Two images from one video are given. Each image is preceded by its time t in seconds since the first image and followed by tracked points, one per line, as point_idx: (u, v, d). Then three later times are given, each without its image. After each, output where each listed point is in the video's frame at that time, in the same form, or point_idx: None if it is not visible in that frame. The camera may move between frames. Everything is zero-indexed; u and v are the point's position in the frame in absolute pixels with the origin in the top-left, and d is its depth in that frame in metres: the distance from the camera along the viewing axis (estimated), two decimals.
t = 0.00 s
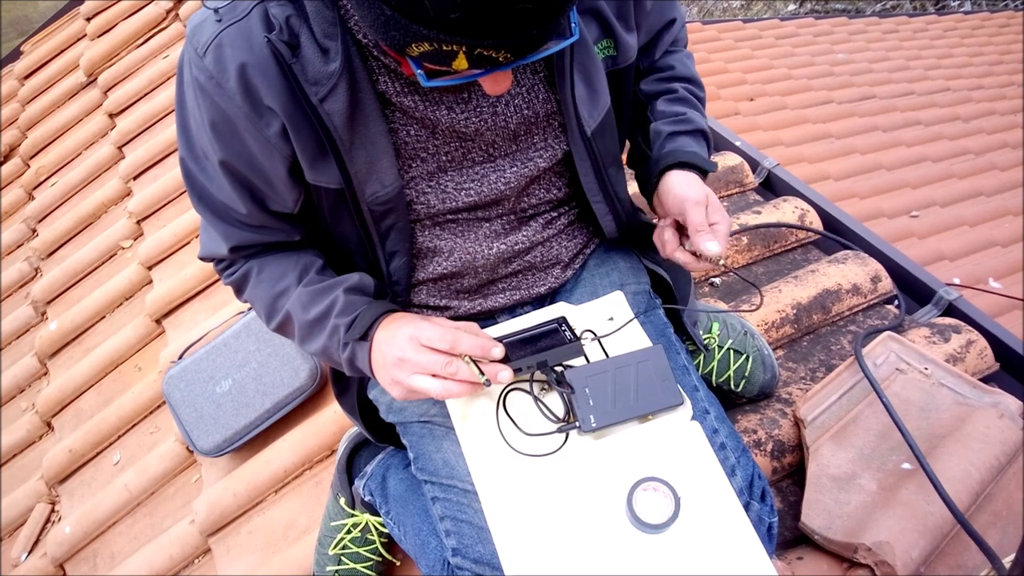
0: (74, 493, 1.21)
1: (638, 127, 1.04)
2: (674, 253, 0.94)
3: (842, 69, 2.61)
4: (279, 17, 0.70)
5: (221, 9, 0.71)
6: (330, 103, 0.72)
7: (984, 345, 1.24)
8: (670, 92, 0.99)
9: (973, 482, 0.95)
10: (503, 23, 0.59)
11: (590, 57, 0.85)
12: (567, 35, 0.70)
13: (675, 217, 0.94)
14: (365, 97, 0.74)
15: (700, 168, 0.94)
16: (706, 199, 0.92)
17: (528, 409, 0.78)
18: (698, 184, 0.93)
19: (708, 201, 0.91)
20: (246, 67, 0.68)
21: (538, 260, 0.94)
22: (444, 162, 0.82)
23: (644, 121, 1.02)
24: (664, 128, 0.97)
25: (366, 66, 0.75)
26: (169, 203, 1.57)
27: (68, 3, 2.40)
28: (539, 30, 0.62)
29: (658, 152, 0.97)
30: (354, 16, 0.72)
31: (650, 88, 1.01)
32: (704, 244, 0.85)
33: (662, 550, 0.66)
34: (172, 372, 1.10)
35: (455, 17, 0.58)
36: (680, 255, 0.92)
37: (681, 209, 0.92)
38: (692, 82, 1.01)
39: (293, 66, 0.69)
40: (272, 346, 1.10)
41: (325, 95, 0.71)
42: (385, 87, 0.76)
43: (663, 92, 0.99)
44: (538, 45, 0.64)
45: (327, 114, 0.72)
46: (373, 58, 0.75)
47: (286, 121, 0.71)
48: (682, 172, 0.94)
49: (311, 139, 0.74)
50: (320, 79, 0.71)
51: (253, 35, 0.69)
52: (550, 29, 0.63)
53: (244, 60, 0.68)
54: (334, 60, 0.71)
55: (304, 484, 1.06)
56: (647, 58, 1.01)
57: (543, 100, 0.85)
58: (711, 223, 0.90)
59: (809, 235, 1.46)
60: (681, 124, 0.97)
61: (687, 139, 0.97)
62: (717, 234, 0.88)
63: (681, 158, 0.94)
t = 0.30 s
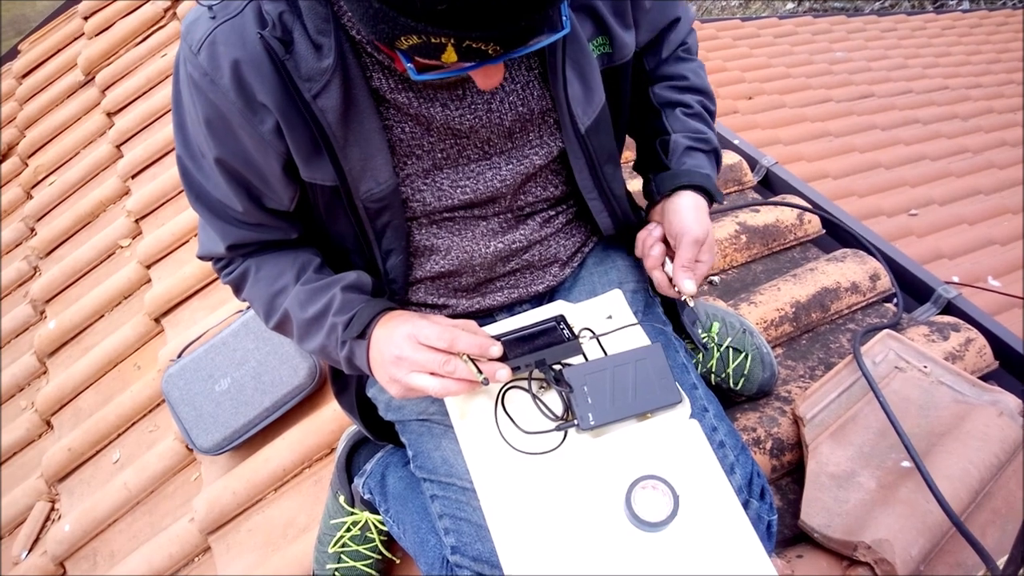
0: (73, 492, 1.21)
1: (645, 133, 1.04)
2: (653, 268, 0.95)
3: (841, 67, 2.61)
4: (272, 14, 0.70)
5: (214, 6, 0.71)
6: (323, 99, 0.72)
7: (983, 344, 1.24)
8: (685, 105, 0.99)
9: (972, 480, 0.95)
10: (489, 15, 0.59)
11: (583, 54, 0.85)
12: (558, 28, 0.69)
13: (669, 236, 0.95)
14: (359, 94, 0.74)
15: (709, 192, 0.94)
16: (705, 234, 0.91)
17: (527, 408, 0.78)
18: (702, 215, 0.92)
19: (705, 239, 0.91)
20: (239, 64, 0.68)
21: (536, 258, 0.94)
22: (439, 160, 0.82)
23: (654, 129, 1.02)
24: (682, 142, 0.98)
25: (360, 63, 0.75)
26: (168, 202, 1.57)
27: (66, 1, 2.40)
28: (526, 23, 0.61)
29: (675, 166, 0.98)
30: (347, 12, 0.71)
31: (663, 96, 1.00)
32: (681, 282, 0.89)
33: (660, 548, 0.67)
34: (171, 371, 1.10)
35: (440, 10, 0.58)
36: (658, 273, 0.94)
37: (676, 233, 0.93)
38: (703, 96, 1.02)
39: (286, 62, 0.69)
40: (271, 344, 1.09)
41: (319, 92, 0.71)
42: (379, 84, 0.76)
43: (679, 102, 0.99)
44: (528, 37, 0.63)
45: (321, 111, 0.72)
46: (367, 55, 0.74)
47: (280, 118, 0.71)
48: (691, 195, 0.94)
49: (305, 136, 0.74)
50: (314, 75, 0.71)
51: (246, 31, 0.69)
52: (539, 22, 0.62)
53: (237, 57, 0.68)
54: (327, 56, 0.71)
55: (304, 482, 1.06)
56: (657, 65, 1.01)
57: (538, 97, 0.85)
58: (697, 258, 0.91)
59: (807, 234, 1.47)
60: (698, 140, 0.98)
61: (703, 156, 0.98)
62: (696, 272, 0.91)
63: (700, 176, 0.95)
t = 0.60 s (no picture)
0: (74, 491, 1.21)
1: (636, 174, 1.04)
2: (676, 296, 0.90)
3: (843, 68, 2.61)
4: (277, 12, 0.70)
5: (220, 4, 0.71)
6: (329, 97, 0.72)
7: (985, 345, 1.23)
8: (664, 143, 0.99)
9: (974, 481, 0.95)
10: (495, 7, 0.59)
11: (586, 53, 0.85)
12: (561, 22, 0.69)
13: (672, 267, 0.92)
14: (364, 92, 0.74)
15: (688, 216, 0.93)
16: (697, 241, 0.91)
17: (528, 408, 0.78)
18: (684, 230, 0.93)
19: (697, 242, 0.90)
20: (245, 61, 0.68)
21: (539, 257, 0.94)
22: (443, 158, 0.82)
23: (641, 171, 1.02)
24: (653, 181, 0.97)
25: (364, 61, 0.75)
26: (170, 201, 1.57)
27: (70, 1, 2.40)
28: (532, 14, 0.61)
29: (646, 205, 0.97)
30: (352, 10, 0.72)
31: (645, 135, 1.01)
32: (698, 281, 0.84)
33: (662, 548, 0.66)
34: (172, 370, 1.10)
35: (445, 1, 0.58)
36: (686, 298, 0.88)
37: (671, 255, 0.91)
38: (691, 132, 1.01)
39: (292, 60, 0.69)
40: (273, 344, 1.09)
41: (324, 89, 0.71)
42: (383, 82, 0.76)
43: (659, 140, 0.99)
44: (536, 29, 0.63)
45: (326, 108, 0.72)
46: (372, 53, 0.75)
47: (285, 116, 0.71)
48: (670, 221, 0.94)
49: (310, 134, 0.74)
50: (319, 73, 0.71)
51: (252, 29, 0.69)
52: (546, 13, 0.62)
53: (243, 54, 0.68)
54: (332, 54, 0.71)
55: (305, 482, 1.06)
56: (645, 103, 1.02)
57: (541, 97, 0.85)
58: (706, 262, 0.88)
59: (810, 234, 1.46)
60: (670, 176, 0.96)
61: (677, 192, 0.96)
62: (711, 272, 0.87)
63: (664, 213, 0.93)
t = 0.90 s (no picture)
0: (74, 488, 1.21)
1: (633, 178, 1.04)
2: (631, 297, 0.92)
3: (845, 67, 2.60)
4: (281, 7, 0.69)
5: None
6: (331, 93, 0.72)
7: (986, 344, 1.23)
8: (651, 144, 0.99)
9: (974, 480, 0.95)
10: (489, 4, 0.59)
11: (589, 51, 0.85)
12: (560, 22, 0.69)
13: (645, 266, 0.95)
14: (367, 88, 0.74)
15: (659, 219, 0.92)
16: (633, 238, 0.93)
17: (529, 404, 0.78)
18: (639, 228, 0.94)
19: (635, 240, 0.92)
20: (249, 57, 0.68)
21: (540, 254, 0.94)
22: (445, 154, 0.82)
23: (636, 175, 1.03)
24: (631, 184, 0.97)
25: (368, 57, 0.75)
26: (171, 198, 1.57)
27: None
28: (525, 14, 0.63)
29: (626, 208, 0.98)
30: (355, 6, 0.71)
31: (636, 138, 1.01)
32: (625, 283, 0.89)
33: (662, 546, 0.66)
34: (174, 367, 1.10)
35: None
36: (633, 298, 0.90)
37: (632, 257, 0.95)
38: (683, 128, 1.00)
39: (295, 56, 0.69)
40: (273, 342, 1.09)
41: (327, 85, 0.71)
42: (386, 78, 0.76)
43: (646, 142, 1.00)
44: (528, 29, 0.65)
45: (328, 104, 0.72)
46: (375, 49, 0.74)
47: (289, 112, 0.71)
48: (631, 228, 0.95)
49: (313, 130, 0.73)
50: (322, 69, 0.71)
51: (255, 24, 0.69)
52: (538, 14, 0.64)
53: (247, 50, 0.68)
54: (335, 50, 0.71)
55: (305, 479, 1.07)
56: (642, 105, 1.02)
57: (543, 94, 0.85)
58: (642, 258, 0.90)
59: (812, 232, 1.47)
60: (643, 178, 0.96)
61: (653, 192, 0.95)
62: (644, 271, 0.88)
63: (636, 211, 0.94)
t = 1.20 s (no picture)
0: (77, 487, 1.21)
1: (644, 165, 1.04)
2: (690, 286, 0.91)
3: (849, 69, 2.60)
4: (280, 14, 0.69)
5: (223, 6, 0.71)
6: (331, 99, 0.71)
7: (990, 349, 1.23)
8: (673, 128, 0.99)
9: (978, 485, 0.95)
10: (470, 21, 0.60)
11: (588, 55, 0.84)
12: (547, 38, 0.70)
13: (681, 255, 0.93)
14: (366, 93, 0.74)
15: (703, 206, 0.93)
16: (709, 230, 0.91)
17: (532, 407, 0.78)
18: (698, 218, 0.92)
19: (710, 235, 0.90)
20: (249, 64, 0.68)
21: (542, 256, 0.94)
22: (446, 158, 0.82)
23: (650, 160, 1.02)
24: (666, 168, 0.97)
25: (367, 63, 0.74)
26: (175, 198, 1.57)
27: None
28: (507, 30, 0.62)
29: (663, 192, 0.97)
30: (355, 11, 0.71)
31: (652, 123, 1.00)
32: (715, 276, 0.85)
33: (664, 550, 0.66)
34: (177, 367, 1.10)
35: (420, 13, 0.59)
36: (701, 289, 0.90)
37: (684, 246, 0.91)
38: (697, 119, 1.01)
39: (294, 62, 0.69)
40: (277, 342, 1.10)
41: (327, 91, 0.71)
42: (386, 84, 0.76)
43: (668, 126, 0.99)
44: (512, 43, 0.64)
45: (329, 110, 0.72)
46: (374, 54, 0.74)
47: (290, 118, 0.71)
48: (682, 211, 0.93)
49: (313, 136, 0.74)
50: (321, 75, 0.71)
51: (255, 32, 0.69)
52: (523, 29, 0.63)
53: (247, 57, 0.68)
54: (335, 56, 0.71)
55: (308, 479, 1.07)
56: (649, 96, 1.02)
57: (543, 98, 0.85)
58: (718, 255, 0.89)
59: (815, 236, 1.47)
60: (683, 162, 0.96)
61: (691, 177, 0.96)
62: (725, 265, 0.87)
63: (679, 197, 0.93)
